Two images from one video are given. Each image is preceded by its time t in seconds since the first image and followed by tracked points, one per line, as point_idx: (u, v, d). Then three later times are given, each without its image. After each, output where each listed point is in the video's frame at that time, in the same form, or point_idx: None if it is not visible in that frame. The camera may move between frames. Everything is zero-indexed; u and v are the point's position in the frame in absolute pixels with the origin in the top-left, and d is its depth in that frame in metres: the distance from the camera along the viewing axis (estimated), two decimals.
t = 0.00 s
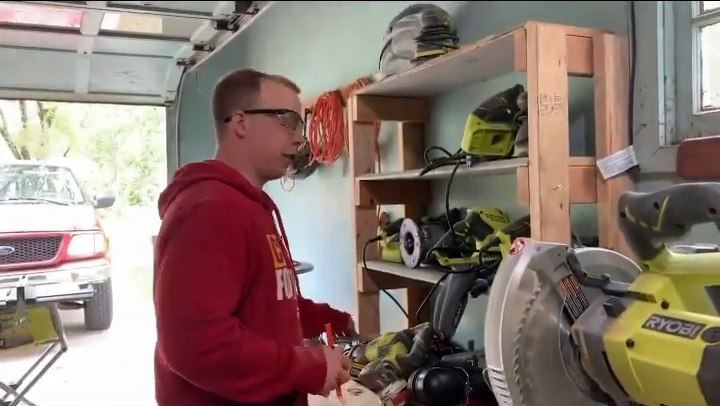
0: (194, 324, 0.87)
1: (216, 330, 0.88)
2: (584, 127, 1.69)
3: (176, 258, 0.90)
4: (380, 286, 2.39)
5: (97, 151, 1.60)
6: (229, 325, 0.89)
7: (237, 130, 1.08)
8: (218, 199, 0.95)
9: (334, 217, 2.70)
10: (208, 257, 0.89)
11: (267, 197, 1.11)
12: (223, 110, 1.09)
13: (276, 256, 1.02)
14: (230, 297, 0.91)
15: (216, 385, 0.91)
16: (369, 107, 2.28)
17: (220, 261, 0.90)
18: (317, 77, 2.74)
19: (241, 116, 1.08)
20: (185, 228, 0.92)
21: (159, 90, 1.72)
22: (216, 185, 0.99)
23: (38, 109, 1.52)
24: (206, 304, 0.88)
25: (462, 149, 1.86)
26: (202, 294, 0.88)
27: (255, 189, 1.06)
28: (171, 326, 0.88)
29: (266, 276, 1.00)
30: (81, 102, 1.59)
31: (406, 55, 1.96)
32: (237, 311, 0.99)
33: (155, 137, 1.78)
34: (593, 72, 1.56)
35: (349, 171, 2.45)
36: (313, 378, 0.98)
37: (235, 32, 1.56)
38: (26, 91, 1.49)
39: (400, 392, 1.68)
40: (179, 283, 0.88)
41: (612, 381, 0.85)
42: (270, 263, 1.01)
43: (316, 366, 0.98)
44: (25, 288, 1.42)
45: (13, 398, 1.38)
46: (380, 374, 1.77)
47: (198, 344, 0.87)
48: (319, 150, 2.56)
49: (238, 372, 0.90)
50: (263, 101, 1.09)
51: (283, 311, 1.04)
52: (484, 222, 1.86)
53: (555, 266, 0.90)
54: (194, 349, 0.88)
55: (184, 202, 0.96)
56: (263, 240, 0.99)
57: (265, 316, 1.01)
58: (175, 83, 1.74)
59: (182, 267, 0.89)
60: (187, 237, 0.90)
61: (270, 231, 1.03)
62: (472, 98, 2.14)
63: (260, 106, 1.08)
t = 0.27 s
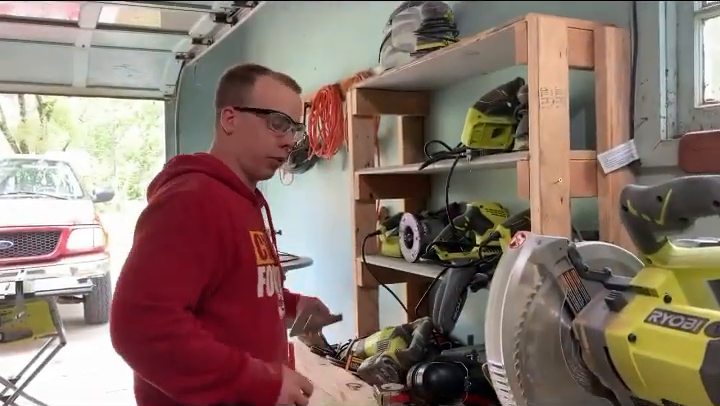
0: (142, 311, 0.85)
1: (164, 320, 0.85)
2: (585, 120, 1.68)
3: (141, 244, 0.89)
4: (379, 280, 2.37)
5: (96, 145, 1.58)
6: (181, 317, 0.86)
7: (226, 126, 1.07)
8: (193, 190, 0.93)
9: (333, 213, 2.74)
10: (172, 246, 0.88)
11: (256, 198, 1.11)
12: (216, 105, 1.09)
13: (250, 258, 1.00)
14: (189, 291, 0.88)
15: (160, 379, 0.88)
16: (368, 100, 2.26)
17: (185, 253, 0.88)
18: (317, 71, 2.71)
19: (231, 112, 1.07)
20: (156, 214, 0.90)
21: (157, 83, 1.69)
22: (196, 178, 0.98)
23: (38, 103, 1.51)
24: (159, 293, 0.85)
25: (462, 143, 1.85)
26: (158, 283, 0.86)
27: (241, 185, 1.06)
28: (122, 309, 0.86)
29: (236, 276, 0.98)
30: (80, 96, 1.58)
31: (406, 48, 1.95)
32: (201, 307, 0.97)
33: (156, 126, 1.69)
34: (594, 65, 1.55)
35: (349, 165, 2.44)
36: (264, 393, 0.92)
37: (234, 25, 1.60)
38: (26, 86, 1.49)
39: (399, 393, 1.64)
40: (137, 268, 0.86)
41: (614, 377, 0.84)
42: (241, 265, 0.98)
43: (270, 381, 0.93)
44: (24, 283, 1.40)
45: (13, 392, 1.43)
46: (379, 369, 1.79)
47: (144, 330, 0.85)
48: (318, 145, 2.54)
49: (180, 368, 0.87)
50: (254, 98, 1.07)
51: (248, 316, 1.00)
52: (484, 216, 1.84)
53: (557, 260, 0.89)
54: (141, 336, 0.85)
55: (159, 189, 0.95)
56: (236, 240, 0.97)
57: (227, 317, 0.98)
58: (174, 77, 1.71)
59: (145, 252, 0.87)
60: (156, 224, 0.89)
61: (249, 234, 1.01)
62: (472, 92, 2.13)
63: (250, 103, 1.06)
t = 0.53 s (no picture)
0: (97, 318, 0.83)
1: (120, 326, 0.83)
2: (586, 113, 1.67)
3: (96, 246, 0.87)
4: (379, 274, 2.37)
5: (95, 138, 1.55)
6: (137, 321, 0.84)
7: (208, 119, 1.05)
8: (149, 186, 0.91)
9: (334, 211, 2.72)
10: (123, 245, 0.85)
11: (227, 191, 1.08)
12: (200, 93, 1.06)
13: (211, 252, 0.97)
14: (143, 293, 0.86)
15: (124, 385, 0.86)
16: (368, 93, 2.25)
17: (137, 252, 0.86)
18: (317, 64, 2.71)
19: (215, 105, 1.04)
20: (110, 214, 0.88)
21: (157, 77, 1.68)
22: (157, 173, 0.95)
23: (37, 97, 1.51)
24: (114, 299, 0.83)
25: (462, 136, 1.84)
26: (111, 287, 0.83)
27: (207, 179, 1.03)
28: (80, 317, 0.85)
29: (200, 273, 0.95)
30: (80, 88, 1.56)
31: (406, 41, 1.95)
32: (168, 307, 0.95)
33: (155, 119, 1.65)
34: (595, 58, 1.54)
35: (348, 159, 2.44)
36: (237, 390, 0.89)
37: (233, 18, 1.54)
38: (26, 79, 1.48)
39: (399, 385, 1.65)
40: (87, 274, 0.84)
41: (615, 371, 0.84)
42: (202, 258, 0.95)
43: (241, 378, 0.90)
44: (23, 277, 1.41)
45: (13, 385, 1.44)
46: (379, 362, 1.78)
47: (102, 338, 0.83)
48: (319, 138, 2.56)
49: (145, 374, 0.85)
50: (243, 94, 1.05)
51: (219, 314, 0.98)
52: (484, 210, 1.84)
53: (558, 253, 0.89)
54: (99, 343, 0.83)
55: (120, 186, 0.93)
56: (195, 234, 0.94)
57: (194, 315, 0.96)
58: (174, 70, 1.69)
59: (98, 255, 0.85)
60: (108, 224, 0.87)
61: (211, 225, 0.98)
62: (472, 85, 2.12)
63: (237, 99, 1.04)
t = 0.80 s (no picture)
0: (39, 331, 0.77)
1: (60, 348, 0.77)
2: (585, 101, 1.67)
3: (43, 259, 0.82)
4: (378, 263, 2.37)
5: (93, 128, 1.53)
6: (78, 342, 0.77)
7: (201, 112, 1.00)
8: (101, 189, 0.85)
9: (334, 203, 2.73)
10: (67, 257, 0.79)
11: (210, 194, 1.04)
12: (195, 81, 1.02)
13: (175, 261, 0.91)
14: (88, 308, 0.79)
15: None
16: (366, 83, 2.24)
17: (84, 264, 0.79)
18: (315, 54, 2.70)
19: (209, 96, 1.00)
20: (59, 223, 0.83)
21: (154, 66, 1.62)
22: (114, 177, 0.89)
23: (36, 88, 1.50)
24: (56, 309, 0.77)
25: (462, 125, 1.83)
26: (53, 305, 0.77)
27: (188, 181, 1.00)
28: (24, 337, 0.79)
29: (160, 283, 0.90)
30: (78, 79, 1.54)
31: (406, 29, 1.91)
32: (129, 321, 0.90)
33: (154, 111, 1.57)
34: (595, 45, 1.52)
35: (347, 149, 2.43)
36: None
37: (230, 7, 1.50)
38: (25, 69, 1.48)
39: (399, 374, 1.67)
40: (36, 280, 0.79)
41: (615, 359, 0.84)
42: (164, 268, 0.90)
43: None
44: (22, 267, 1.40)
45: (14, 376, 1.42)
46: (379, 352, 1.78)
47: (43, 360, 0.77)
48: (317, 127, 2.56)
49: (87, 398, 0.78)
50: (240, 86, 1.01)
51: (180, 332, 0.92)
52: (484, 199, 1.83)
53: (557, 241, 0.88)
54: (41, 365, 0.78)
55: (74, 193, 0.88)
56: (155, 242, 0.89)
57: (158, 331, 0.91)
58: (171, 58, 1.61)
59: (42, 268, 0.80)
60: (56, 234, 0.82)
61: (177, 234, 0.93)
62: (471, 73, 2.11)
63: (235, 91, 1.01)
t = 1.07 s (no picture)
0: (80, 350, 0.70)
1: (120, 386, 0.70)
2: (581, 74, 1.64)
3: (58, 278, 0.73)
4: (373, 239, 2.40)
5: (86, 108, 1.38)
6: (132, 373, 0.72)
7: (218, 93, 0.92)
8: (116, 196, 0.77)
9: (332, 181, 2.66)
10: (100, 280, 0.72)
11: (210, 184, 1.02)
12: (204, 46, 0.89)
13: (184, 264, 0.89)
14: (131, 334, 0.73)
15: None
16: (361, 58, 2.26)
17: (114, 285, 0.73)
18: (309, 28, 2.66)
19: (228, 73, 0.90)
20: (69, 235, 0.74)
21: (146, 43, 1.30)
22: (118, 175, 0.80)
23: (26, 66, 1.36)
24: (95, 327, 0.71)
25: (456, 99, 1.82)
26: (90, 337, 0.70)
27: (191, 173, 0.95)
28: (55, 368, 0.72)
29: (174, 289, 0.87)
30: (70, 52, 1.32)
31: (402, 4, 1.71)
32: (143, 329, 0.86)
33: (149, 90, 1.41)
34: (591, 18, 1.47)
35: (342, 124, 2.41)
36: None
37: None
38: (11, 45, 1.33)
39: (394, 348, 1.68)
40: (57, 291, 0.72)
41: (608, 328, 0.84)
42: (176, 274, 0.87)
43: None
44: (17, 245, 1.40)
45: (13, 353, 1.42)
46: (374, 325, 1.80)
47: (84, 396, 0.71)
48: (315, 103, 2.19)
49: None
50: (264, 64, 0.90)
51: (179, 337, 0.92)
52: (478, 173, 1.82)
53: (551, 212, 0.88)
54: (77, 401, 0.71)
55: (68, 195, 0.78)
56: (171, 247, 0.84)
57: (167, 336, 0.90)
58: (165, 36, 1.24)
59: (65, 291, 0.72)
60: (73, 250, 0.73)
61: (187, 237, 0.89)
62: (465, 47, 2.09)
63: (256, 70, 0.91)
